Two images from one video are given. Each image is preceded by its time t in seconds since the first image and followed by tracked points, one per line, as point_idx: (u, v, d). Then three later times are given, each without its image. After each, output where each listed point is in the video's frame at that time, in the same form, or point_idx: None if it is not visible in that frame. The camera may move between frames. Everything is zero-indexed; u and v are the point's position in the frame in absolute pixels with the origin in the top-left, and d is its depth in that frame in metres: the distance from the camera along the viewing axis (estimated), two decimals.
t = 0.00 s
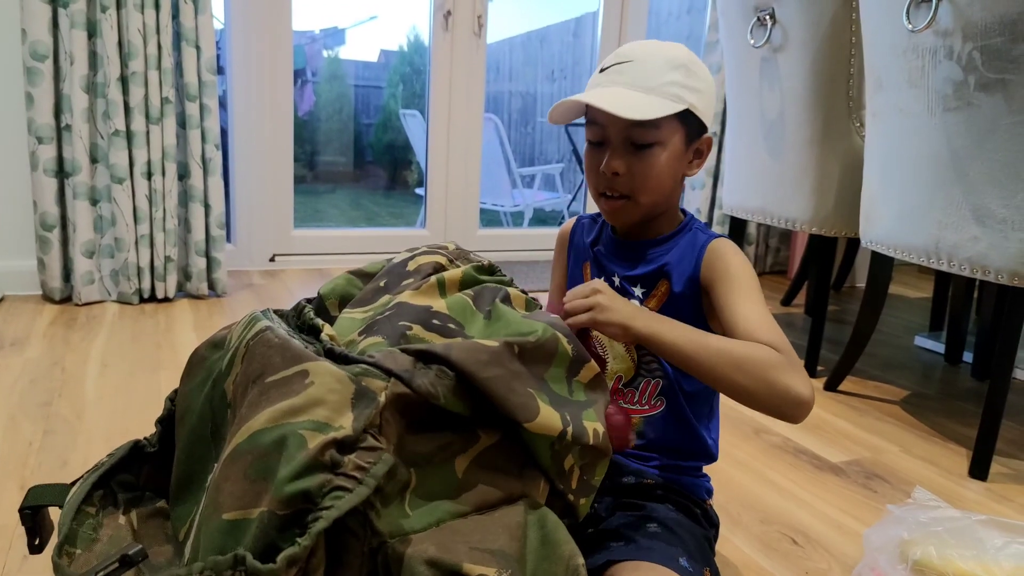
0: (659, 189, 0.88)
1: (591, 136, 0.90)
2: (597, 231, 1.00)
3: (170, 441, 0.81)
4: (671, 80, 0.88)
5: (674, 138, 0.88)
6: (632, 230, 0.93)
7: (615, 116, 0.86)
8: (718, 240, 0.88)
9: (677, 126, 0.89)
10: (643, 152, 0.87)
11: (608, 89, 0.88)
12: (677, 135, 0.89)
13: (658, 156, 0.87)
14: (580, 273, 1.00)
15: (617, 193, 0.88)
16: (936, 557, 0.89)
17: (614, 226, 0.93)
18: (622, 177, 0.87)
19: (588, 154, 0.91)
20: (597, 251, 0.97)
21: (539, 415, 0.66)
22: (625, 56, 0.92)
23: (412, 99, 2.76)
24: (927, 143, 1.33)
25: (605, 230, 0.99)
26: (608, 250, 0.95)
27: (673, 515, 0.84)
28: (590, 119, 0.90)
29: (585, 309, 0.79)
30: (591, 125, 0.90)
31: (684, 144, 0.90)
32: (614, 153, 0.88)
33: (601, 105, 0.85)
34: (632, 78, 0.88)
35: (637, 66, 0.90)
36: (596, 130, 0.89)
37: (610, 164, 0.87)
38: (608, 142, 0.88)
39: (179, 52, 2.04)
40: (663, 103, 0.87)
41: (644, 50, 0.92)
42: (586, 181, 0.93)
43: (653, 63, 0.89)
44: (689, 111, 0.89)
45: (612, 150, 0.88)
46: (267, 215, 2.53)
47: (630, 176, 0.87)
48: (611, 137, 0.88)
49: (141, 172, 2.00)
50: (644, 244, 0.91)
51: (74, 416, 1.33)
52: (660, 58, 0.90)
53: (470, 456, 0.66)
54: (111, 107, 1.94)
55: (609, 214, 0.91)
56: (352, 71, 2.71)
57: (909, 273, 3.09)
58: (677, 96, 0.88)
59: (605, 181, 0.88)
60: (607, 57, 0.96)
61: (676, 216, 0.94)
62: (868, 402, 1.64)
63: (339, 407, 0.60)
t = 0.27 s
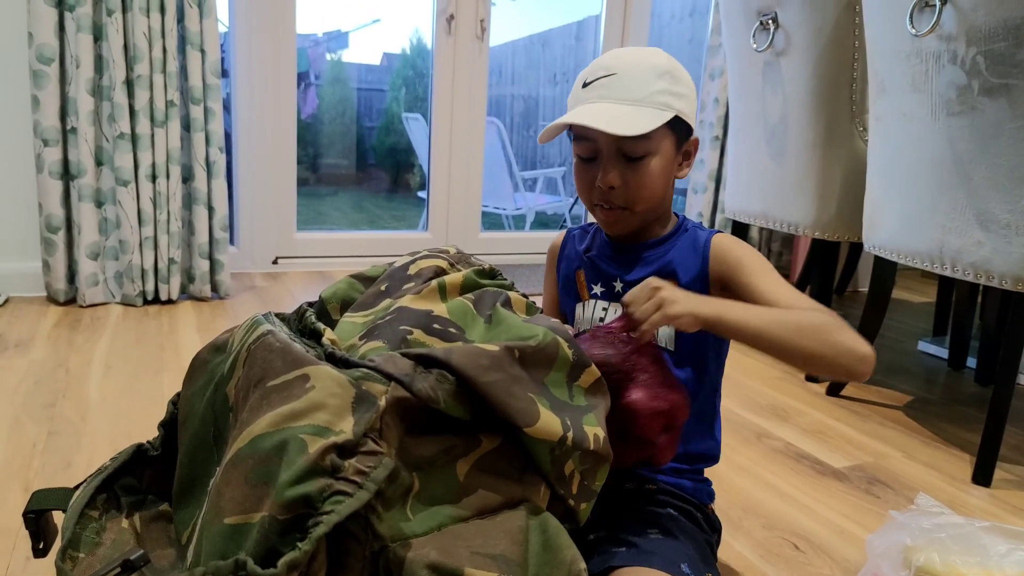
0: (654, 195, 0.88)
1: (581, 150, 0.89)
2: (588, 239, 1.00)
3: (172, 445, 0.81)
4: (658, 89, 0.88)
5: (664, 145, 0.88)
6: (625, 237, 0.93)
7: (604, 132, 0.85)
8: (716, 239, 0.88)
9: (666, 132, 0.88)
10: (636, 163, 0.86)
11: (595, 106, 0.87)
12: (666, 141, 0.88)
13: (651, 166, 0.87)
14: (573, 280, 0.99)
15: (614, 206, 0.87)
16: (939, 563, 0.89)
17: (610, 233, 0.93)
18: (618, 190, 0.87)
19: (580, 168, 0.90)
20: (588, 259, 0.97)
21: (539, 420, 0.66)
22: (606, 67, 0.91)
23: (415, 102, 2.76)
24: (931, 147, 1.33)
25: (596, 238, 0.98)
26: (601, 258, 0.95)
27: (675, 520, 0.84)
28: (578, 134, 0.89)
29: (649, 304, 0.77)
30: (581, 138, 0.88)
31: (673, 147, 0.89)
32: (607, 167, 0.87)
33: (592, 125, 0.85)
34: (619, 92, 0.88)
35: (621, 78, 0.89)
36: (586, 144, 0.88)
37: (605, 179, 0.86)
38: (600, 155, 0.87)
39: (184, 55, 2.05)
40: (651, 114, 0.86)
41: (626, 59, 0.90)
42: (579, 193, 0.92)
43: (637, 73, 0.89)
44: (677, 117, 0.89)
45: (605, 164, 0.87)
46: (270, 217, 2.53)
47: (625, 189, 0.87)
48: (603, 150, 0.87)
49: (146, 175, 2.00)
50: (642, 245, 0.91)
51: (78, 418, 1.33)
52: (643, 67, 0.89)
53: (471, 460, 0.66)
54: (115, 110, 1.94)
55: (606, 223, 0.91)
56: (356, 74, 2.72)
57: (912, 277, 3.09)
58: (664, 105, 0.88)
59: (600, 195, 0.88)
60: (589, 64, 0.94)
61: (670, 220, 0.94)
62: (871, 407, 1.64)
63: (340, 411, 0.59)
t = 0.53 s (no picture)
0: (666, 196, 0.89)
1: (592, 159, 0.87)
2: (588, 243, 0.99)
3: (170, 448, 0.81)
4: (664, 93, 0.90)
5: (672, 146, 0.89)
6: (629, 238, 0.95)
7: (623, 141, 0.84)
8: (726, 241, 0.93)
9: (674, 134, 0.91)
10: (652, 168, 0.86)
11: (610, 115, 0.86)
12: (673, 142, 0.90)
13: (664, 168, 0.88)
14: (573, 283, 0.98)
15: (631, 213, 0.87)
16: (940, 560, 0.89)
17: (619, 235, 0.93)
18: (636, 196, 0.87)
19: (588, 177, 0.89)
20: (592, 261, 0.96)
21: (538, 419, 0.66)
22: (608, 74, 0.90)
23: (414, 102, 2.76)
24: (930, 146, 1.33)
25: (596, 242, 0.98)
26: (608, 260, 0.95)
27: (678, 518, 0.84)
28: (585, 144, 0.87)
29: (736, 258, 0.78)
30: (592, 149, 0.86)
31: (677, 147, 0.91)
32: (623, 175, 0.86)
33: (619, 135, 0.84)
34: (630, 98, 0.88)
35: (628, 84, 0.89)
36: (596, 154, 0.87)
37: (624, 188, 0.86)
38: (612, 164, 0.86)
39: (182, 56, 2.05)
40: (665, 117, 0.88)
41: (626, 66, 0.91)
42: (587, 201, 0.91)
43: (642, 79, 0.90)
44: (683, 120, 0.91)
45: (621, 172, 0.86)
46: (270, 218, 2.53)
47: (644, 195, 0.87)
48: (619, 159, 0.86)
49: (144, 176, 2.00)
50: (648, 246, 0.93)
51: (78, 420, 1.33)
52: (646, 73, 0.90)
53: (469, 460, 0.66)
54: (114, 112, 1.94)
55: (618, 228, 0.91)
56: (355, 75, 2.72)
57: (912, 275, 3.09)
58: (673, 107, 0.90)
59: (618, 202, 0.87)
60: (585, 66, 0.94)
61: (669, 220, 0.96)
62: (872, 406, 1.64)
63: (337, 412, 0.59)
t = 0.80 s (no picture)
0: (679, 188, 0.89)
1: (605, 149, 0.87)
2: (598, 242, 0.98)
3: (167, 451, 0.82)
4: (676, 86, 0.89)
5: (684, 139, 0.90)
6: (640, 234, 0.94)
7: (638, 125, 0.85)
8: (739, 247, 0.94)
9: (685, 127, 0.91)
10: (665, 157, 0.87)
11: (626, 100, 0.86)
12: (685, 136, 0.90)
13: (677, 159, 0.88)
14: (582, 282, 0.96)
15: (646, 201, 0.87)
16: (937, 558, 0.89)
17: (632, 230, 0.93)
18: (650, 185, 0.86)
19: (602, 168, 0.89)
20: (602, 261, 0.95)
21: (542, 404, 0.65)
22: (623, 67, 0.90)
23: (413, 103, 2.76)
24: (927, 144, 1.33)
25: (606, 242, 0.97)
26: (619, 259, 0.94)
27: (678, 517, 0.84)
28: (599, 132, 0.87)
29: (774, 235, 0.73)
30: (605, 138, 0.87)
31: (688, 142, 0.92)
32: (637, 163, 0.86)
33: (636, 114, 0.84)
34: (645, 88, 0.87)
35: (643, 75, 0.89)
36: (609, 144, 0.87)
37: (639, 175, 0.86)
38: (626, 153, 0.87)
39: (179, 57, 2.05)
40: (679, 108, 0.88)
41: (640, 61, 0.91)
42: (599, 194, 0.91)
43: (656, 72, 0.90)
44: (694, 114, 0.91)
45: (635, 159, 0.86)
46: (268, 219, 2.53)
47: (658, 182, 0.87)
48: (632, 147, 0.86)
49: (142, 177, 2.00)
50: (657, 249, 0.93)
51: (76, 422, 1.33)
52: (659, 67, 0.90)
53: (466, 460, 0.66)
54: (111, 113, 1.95)
55: (631, 221, 0.90)
56: (352, 75, 2.72)
57: (910, 273, 3.09)
58: (684, 101, 0.90)
59: (632, 190, 0.87)
60: (597, 65, 0.93)
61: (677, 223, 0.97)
62: (870, 403, 1.64)
63: (330, 413, 0.59)
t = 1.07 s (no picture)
0: (679, 181, 0.89)
1: (604, 142, 0.88)
2: (597, 240, 0.98)
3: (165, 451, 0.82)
4: (671, 78, 0.90)
5: (682, 132, 0.91)
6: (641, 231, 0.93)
7: (637, 115, 0.86)
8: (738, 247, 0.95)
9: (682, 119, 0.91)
10: (665, 148, 0.87)
11: (624, 90, 0.86)
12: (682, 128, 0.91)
13: (677, 150, 0.88)
14: (581, 280, 0.96)
15: (648, 192, 0.86)
16: (936, 554, 0.89)
17: (632, 226, 0.92)
18: (651, 176, 0.86)
19: (601, 160, 0.88)
20: (602, 258, 0.95)
21: (535, 412, 0.65)
22: (618, 61, 0.90)
23: (410, 102, 2.76)
24: (924, 141, 1.33)
25: (606, 240, 0.97)
26: (620, 257, 0.94)
27: (683, 514, 0.84)
28: (598, 125, 0.88)
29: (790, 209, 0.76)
30: (604, 131, 0.88)
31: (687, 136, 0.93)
32: (637, 154, 0.86)
33: (637, 100, 0.85)
34: (641, 80, 0.88)
35: (639, 67, 0.89)
36: (608, 136, 0.87)
37: (639, 164, 0.86)
38: (626, 144, 0.87)
39: (176, 58, 2.04)
40: (675, 99, 0.88)
41: (634, 55, 0.91)
42: (598, 188, 0.90)
43: (651, 65, 0.90)
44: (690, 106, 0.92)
45: (635, 150, 0.86)
46: (266, 219, 2.53)
47: (659, 172, 0.87)
48: (631, 138, 0.87)
49: (139, 178, 2.00)
50: (654, 248, 0.93)
51: (74, 423, 1.33)
52: (653, 61, 0.91)
53: (463, 459, 0.66)
54: (108, 114, 1.94)
55: (632, 216, 0.90)
56: (350, 75, 2.72)
57: (908, 271, 3.10)
58: (680, 92, 0.90)
59: (634, 182, 0.86)
60: (596, 60, 0.93)
61: (676, 223, 0.97)
62: (869, 400, 1.64)
63: (326, 413, 0.59)
